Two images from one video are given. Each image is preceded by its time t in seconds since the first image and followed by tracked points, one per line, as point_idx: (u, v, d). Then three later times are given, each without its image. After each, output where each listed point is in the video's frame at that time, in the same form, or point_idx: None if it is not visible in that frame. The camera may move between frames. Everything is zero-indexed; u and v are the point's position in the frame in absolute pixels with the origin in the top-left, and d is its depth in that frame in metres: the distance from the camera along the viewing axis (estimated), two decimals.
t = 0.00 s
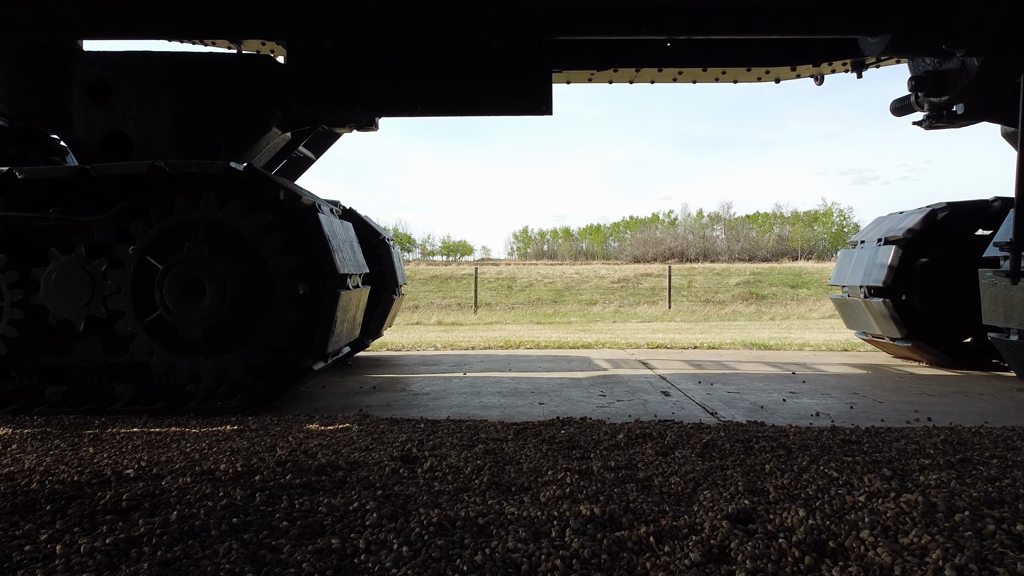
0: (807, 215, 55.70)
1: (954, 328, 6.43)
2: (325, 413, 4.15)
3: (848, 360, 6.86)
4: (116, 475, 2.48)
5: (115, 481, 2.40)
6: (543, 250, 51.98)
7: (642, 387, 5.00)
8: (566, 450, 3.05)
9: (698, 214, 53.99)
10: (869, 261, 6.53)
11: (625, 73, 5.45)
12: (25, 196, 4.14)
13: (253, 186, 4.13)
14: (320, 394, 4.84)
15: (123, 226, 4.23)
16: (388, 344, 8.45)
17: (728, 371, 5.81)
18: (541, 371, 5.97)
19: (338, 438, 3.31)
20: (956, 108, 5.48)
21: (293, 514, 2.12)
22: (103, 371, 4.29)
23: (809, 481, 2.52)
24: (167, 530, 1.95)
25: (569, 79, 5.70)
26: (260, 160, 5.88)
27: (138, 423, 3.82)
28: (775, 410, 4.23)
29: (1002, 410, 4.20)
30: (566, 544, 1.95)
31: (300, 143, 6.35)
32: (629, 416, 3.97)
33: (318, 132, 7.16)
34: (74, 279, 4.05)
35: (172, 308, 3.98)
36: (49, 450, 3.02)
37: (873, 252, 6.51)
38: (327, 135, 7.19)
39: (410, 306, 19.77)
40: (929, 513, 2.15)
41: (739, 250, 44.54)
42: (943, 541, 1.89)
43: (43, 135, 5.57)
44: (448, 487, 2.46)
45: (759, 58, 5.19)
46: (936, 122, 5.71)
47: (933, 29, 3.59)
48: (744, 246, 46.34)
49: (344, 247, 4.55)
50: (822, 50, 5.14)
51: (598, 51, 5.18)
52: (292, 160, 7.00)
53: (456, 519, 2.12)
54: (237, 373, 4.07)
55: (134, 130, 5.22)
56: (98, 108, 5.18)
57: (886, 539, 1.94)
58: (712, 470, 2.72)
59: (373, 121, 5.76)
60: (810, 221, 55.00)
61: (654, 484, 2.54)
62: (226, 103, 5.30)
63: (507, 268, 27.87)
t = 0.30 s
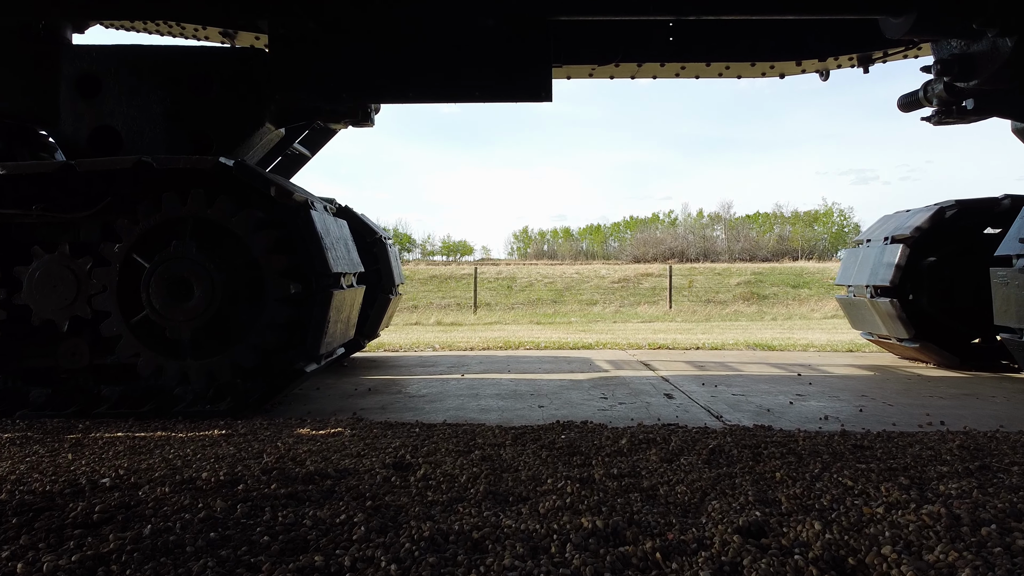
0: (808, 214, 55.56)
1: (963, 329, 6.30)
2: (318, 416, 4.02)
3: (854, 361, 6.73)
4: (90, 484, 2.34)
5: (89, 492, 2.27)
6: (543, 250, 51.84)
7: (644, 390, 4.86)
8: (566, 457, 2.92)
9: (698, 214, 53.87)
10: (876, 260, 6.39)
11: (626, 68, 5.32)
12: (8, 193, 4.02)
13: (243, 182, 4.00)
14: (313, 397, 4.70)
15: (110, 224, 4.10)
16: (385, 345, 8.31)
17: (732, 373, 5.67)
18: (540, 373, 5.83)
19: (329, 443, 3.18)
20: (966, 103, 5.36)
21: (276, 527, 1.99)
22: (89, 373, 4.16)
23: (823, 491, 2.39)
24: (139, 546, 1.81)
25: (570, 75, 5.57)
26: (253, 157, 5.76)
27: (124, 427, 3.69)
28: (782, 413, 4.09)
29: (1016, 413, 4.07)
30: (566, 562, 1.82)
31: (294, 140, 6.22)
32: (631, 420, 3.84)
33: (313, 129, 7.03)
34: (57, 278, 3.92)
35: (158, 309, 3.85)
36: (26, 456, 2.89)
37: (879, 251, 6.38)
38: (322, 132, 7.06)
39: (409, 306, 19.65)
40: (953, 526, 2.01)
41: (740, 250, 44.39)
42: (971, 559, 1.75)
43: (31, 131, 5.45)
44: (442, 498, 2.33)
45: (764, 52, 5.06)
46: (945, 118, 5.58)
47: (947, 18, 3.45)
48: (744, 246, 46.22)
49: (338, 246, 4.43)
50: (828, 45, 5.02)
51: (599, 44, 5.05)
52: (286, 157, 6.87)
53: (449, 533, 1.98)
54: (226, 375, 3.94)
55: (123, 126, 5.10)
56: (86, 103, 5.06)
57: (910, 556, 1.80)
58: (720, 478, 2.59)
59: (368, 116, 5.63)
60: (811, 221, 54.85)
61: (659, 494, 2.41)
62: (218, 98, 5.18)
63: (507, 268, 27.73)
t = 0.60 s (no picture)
0: (807, 214, 55.36)
1: (972, 329, 6.15)
2: (308, 420, 3.87)
3: (860, 362, 6.58)
4: (59, 496, 2.20)
5: (56, 505, 2.13)
6: (543, 250, 51.69)
7: (647, 392, 4.72)
8: (566, 465, 2.78)
9: (698, 214, 53.71)
10: (884, 259, 6.25)
11: (627, 63, 5.17)
12: None
13: (231, 178, 3.86)
14: (305, 400, 4.56)
15: (93, 221, 3.95)
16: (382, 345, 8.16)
17: (736, 375, 5.53)
18: (540, 375, 5.68)
19: (318, 450, 3.04)
20: (978, 98, 5.23)
21: (253, 545, 1.84)
22: (73, 375, 4.01)
23: (839, 504, 2.25)
24: (102, 567, 1.67)
25: (570, 69, 5.43)
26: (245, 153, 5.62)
27: (106, 432, 3.54)
28: (790, 417, 3.95)
29: None
30: None
31: (288, 136, 6.08)
32: (634, 424, 3.69)
33: (308, 125, 6.89)
34: (38, 277, 3.78)
35: (143, 309, 3.70)
36: None
37: (887, 250, 6.23)
38: (317, 129, 6.91)
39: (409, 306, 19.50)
40: (983, 544, 1.87)
41: (740, 250, 44.23)
42: None
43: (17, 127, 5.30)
44: (433, 511, 2.18)
45: (769, 46, 4.90)
46: (955, 113, 5.44)
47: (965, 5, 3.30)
48: (744, 245, 46.07)
49: (330, 244, 4.29)
50: (836, 38, 4.86)
51: (601, 38, 4.91)
52: (280, 153, 6.72)
53: (439, 552, 1.84)
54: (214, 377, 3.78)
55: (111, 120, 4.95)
56: (72, 97, 4.91)
57: None
58: (729, 489, 2.44)
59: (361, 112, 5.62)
60: (812, 221, 54.69)
61: (665, 506, 2.27)
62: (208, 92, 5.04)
63: (507, 268, 27.58)
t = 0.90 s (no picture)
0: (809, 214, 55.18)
1: (983, 329, 5.98)
2: (296, 425, 3.71)
3: (867, 363, 6.41)
4: (16, 512, 2.04)
5: (12, 521, 1.97)
6: (543, 249, 51.52)
7: (649, 395, 4.56)
8: (565, 474, 2.61)
9: (699, 213, 53.55)
10: (892, 257, 6.09)
11: (629, 55, 5.00)
12: None
13: (216, 172, 3.70)
14: (295, 403, 4.40)
15: (73, 217, 3.79)
16: (378, 345, 8.00)
17: (741, 376, 5.37)
18: (539, 376, 5.52)
19: (303, 458, 2.87)
20: (992, 91, 5.08)
21: (221, 568, 1.68)
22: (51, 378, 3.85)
23: (858, 519, 2.08)
24: None
25: (570, 62, 5.26)
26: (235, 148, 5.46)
27: (83, 438, 3.38)
28: (799, 422, 3.78)
29: None
30: None
31: (280, 132, 5.92)
32: (636, 430, 3.53)
33: (302, 120, 6.73)
34: (14, 276, 3.62)
35: (122, 309, 3.54)
36: None
37: (895, 248, 6.07)
38: (311, 124, 6.75)
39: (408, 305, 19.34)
40: (1021, 567, 1.70)
41: (741, 249, 44.06)
42: None
43: None
44: (421, 527, 2.02)
45: (775, 39, 4.75)
46: (968, 106, 5.30)
47: None
48: (745, 245, 45.90)
49: (320, 241, 4.13)
50: (844, 30, 4.69)
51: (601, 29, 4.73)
52: (273, 149, 6.57)
53: None
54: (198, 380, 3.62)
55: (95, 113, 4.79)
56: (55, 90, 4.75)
57: None
58: (739, 502, 2.28)
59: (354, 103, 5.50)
60: (812, 221, 54.52)
61: (670, 522, 2.11)
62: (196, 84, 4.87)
63: (507, 268, 27.42)
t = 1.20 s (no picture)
0: (810, 214, 54.98)
1: (997, 330, 5.78)
2: (281, 432, 3.52)
3: (877, 365, 6.22)
4: None
5: None
6: (543, 249, 51.30)
7: (653, 399, 4.36)
8: (565, 488, 2.42)
9: (699, 213, 53.34)
10: (903, 256, 5.90)
11: (631, 47, 4.81)
12: None
13: (198, 164, 3.51)
14: (283, 409, 4.21)
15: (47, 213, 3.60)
16: (373, 346, 7.81)
17: (749, 380, 5.18)
18: (538, 379, 5.32)
19: (285, 470, 2.69)
20: (1009, 83, 4.90)
21: None
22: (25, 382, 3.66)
23: (888, 541, 1.89)
24: None
25: (570, 54, 5.07)
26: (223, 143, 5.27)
27: (54, 446, 3.19)
28: (812, 428, 3.59)
29: None
30: None
31: (271, 127, 5.74)
32: (640, 437, 3.33)
33: (294, 115, 6.53)
34: None
35: (97, 310, 3.34)
36: None
37: (906, 246, 5.89)
38: (304, 118, 6.55)
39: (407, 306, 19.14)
40: None
41: (742, 249, 43.85)
42: None
43: None
44: (405, 550, 1.83)
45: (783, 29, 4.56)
46: (983, 99, 5.08)
47: None
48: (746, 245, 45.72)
49: (309, 238, 3.95)
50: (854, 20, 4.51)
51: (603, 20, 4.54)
52: (265, 145, 6.39)
53: None
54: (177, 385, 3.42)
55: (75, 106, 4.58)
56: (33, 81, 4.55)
57: None
58: (755, 520, 2.09)
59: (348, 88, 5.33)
60: (813, 220, 54.35)
61: (681, 544, 1.92)
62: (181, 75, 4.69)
63: (507, 267, 27.22)
